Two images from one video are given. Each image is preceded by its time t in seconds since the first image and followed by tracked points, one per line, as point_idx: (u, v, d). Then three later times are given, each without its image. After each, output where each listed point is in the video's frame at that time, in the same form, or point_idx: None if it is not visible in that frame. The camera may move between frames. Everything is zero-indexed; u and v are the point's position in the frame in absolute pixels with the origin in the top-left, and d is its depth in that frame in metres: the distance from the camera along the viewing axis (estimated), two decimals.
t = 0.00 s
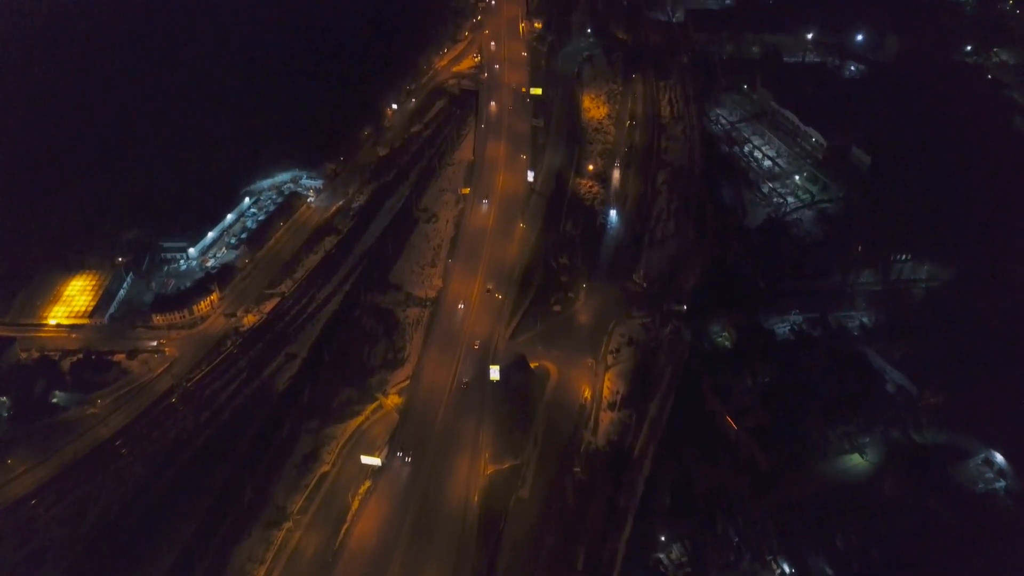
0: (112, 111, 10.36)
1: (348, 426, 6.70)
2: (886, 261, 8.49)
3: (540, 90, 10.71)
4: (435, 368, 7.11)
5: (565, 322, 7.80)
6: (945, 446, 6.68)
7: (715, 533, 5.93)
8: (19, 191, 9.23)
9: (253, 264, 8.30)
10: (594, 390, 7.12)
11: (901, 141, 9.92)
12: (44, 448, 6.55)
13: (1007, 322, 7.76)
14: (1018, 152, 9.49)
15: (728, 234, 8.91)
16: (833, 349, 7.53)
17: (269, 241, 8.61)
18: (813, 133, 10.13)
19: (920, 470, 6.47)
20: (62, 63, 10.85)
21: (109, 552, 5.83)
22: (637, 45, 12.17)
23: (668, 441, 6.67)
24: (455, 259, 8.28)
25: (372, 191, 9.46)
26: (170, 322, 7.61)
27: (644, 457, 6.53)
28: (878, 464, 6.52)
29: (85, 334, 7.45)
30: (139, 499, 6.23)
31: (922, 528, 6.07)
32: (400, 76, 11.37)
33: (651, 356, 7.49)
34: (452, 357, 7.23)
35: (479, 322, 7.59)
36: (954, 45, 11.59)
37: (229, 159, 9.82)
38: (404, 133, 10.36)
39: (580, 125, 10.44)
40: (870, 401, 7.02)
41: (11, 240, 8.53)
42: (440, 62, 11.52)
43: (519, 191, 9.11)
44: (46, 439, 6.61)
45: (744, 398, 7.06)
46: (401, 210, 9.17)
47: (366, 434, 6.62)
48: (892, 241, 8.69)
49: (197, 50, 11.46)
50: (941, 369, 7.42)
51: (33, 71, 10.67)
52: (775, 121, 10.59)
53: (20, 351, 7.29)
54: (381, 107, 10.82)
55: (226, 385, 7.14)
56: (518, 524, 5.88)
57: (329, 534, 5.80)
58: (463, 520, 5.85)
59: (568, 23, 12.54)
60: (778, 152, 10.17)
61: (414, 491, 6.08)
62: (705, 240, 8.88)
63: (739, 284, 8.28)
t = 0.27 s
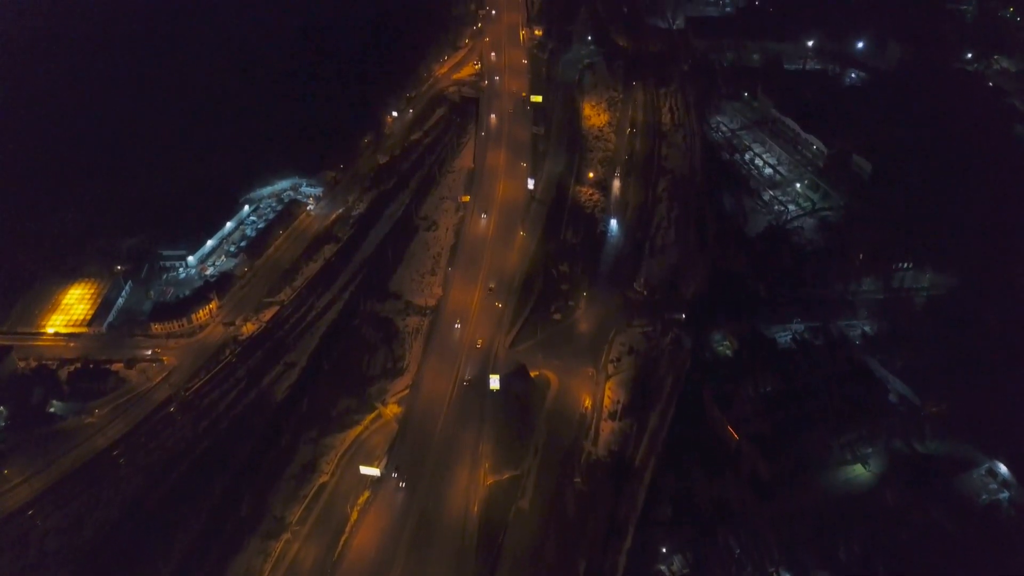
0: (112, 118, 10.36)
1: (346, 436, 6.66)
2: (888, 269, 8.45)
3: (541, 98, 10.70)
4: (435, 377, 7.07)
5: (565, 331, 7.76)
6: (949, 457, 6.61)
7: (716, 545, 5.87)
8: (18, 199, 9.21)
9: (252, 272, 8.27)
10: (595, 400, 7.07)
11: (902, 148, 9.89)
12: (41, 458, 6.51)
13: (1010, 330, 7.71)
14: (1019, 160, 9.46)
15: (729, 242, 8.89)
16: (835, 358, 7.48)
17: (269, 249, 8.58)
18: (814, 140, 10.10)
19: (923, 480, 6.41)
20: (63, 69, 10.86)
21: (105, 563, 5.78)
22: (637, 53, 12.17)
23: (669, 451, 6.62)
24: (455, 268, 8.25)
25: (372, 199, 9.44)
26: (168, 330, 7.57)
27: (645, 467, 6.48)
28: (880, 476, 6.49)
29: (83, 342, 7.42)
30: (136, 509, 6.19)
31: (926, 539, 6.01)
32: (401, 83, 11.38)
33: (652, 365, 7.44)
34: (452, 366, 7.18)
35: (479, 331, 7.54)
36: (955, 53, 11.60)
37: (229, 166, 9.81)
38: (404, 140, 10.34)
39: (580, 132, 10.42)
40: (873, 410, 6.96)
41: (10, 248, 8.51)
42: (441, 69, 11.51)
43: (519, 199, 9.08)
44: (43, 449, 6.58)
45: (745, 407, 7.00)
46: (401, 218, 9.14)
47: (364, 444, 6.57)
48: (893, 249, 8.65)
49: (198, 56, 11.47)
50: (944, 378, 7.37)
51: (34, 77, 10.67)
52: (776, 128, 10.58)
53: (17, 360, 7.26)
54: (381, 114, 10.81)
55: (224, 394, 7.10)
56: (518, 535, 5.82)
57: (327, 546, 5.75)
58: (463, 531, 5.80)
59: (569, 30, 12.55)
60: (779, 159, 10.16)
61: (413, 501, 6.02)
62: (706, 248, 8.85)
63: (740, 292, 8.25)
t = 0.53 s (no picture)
0: (112, 125, 10.34)
1: (345, 446, 6.62)
2: (890, 278, 8.41)
3: (541, 105, 10.69)
4: (435, 386, 7.03)
5: (566, 340, 7.72)
6: (952, 468, 6.57)
7: (718, 556, 5.82)
8: (17, 207, 9.18)
9: (251, 281, 8.23)
10: (596, 410, 7.03)
11: (904, 155, 9.86)
12: (38, 469, 6.47)
13: (1013, 339, 7.67)
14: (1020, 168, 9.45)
15: (730, 251, 8.85)
16: (837, 366, 7.41)
17: (268, 258, 8.54)
18: (816, 148, 10.03)
19: (926, 491, 6.37)
20: (63, 77, 10.85)
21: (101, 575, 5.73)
22: (638, 60, 12.17)
23: (671, 461, 6.57)
24: (455, 276, 8.22)
25: (372, 206, 9.41)
26: (167, 339, 7.52)
27: (646, 478, 6.43)
28: (883, 486, 6.42)
29: (81, 351, 7.38)
30: (133, 520, 6.14)
31: (927, 551, 5.98)
32: (401, 91, 11.36)
33: (653, 375, 7.40)
34: (452, 375, 7.15)
35: (479, 340, 7.50)
36: (956, 60, 11.59)
37: (228, 174, 9.78)
38: (404, 148, 10.32)
39: (580, 140, 10.41)
40: (878, 420, 6.88)
41: (8, 256, 8.48)
42: (441, 77, 11.52)
43: (520, 207, 9.06)
44: (40, 459, 6.54)
45: (747, 417, 6.93)
46: (401, 226, 9.12)
47: (363, 454, 6.53)
48: (896, 257, 8.60)
49: (198, 63, 11.46)
50: (947, 388, 7.33)
51: (34, 84, 10.66)
52: (777, 136, 10.56)
53: (14, 369, 7.21)
54: (381, 122, 10.79)
55: (222, 404, 7.06)
56: (518, 547, 5.77)
57: (325, 558, 5.71)
58: (462, 543, 5.75)
59: (569, 38, 12.55)
60: (780, 167, 10.17)
61: (412, 512, 5.97)
62: (706, 256, 8.81)
63: (741, 300, 8.21)
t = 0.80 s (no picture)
0: (112, 133, 10.33)
1: (344, 456, 6.57)
2: (892, 286, 8.37)
3: (541, 113, 10.67)
4: (434, 396, 6.99)
5: (567, 349, 7.68)
6: (955, 478, 6.53)
7: (720, 568, 5.76)
8: (16, 215, 9.15)
9: (250, 289, 8.20)
10: (596, 419, 6.98)
11: (905, 163, 9.83)
12: (35, 480, 6.42)
13: (1016, 347, 7.62)
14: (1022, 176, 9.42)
15: (731, 259, 8.82)
16: (840, 375, 7.36)
17: (268, 266, 8.51)
18: (817, 156, 10.09)
19: (929, 502, 6.32)
20: (63, 83, 10.84)
21: None
22: (638, 67, 12.16)
23: (672, 472, 6.52)
24: (455, 284, 8.18)
25: (372, 214, 9.38)
26: (165, 348, 7.48)
27: (647, 489, 6.39)
28: (886, 497, 6.41)
29: (79, 360, 7.34)
30: (130, 531, 6.09)
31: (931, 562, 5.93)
32: (401, 97, 11.35)
33: (654, 384, 7.35)
34: (451, 384, 7.10)
35: (479, 349, 7.46)
36: (956, 68, 11.58)
37: (228, 182, 9.76)
38: (404, 155, 10.30)
39: (581, 147, 10.39)
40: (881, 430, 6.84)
41: (7, 265, 8.45)
42: (442, 84, 11.50)
43: (520, 215, 9.03)
44: (37, 469, 6.50)
45: (749, 427, 6.90)
46: (401, 234, 9.09)
47: (363, 464, 6.49)
48: (898, 265, 8.56)
49: (198, 70, 11.45)
50: (950, 397, 7.28)
51: (33, 91, 10.65)
52: (778, 143, 10.55)
53: (12, 378, 7.17)
54: (381, 129, 10.78)
55: (221, 413, 7.01)
56: (518, 559, 5.72)
57: (324, 570, 5.66)
58: (462, 554, 5.70)
59: (570, 45, 12.54)
60: (780, 175, 10.17)
61: (411, 523, 5.92)
62: (707, 264, 8.78)
63: (743, 308, 8.16)
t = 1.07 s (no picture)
0: (111, 140, 10.32)
1: (343, 466, 6.52)
2: (894, 295, 8.33)
3: (542, 120, 10.66)
4: (434, 405, 6.94)
5: (567, 357, 7.63)
6: (958, 490, 6.47)
7: None
8: (14, 222, 9.14)
9: (249, 297, 8.16)
10: (597, 429, 6.93)
11: (906, 170, 9.80)
12: (31, 490, 6.38)
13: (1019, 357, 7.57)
14: None
15: (732, 267, 8.79)
16: (842, 385, 7.31)
17: (267, 274, 8.47)
18: (817, 163, 10.09)
19: (931, 513, 6.27)
20: (63, 90, 10.85)
21: None
22: (639, 74, 12.15)
23: (673, 482, 6.47)
24: (455, 292, 8.15)
25: (372, 222, 9.35)
26: (163, 356, 7.44)
27: (648, 499, 6.34)
28: (889, 508, 6.32)
29: (76, 369, 7.31)
30: (127, 543, 6.05)
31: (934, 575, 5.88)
32: (401, 105, 11.34)
33: (655, 394, 7.31)
34: (451, 394, 7.06)
35: (479, 358, 7.42)
36: (957, 75, 11.57)
37: (228, 190, 9.74)
38: (404, 163, 10.29)
39: (581, 155, 10.37)
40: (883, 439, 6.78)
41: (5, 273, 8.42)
42: (442, 91, 11.50)
43: (520, 223, 9.00)
44: (34, 479, 6.45)
45: (750, 437, 6.85)
46: (401, 242, 9.06)
47: (361, 474, 6.43)
48: (900, 274, 8.53)
49: (199, 78, 11.46)
50: (953, 407, 7.22)
51: (34, 98, 10.66)
52: (779, 151, 10.53)
53: (9, 387, 7.13)
54: (381, 137, 10.76)
55: (219, 423, 6.97)
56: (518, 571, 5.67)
57: None
58: (461, 566, 5.64)
59: (570, 53, 12.54)
60: (781, 182, 10.12)
61: (410, 534, 5.87)
62: (708, 273, 8.74)
63: (744, 317, 8.12)
